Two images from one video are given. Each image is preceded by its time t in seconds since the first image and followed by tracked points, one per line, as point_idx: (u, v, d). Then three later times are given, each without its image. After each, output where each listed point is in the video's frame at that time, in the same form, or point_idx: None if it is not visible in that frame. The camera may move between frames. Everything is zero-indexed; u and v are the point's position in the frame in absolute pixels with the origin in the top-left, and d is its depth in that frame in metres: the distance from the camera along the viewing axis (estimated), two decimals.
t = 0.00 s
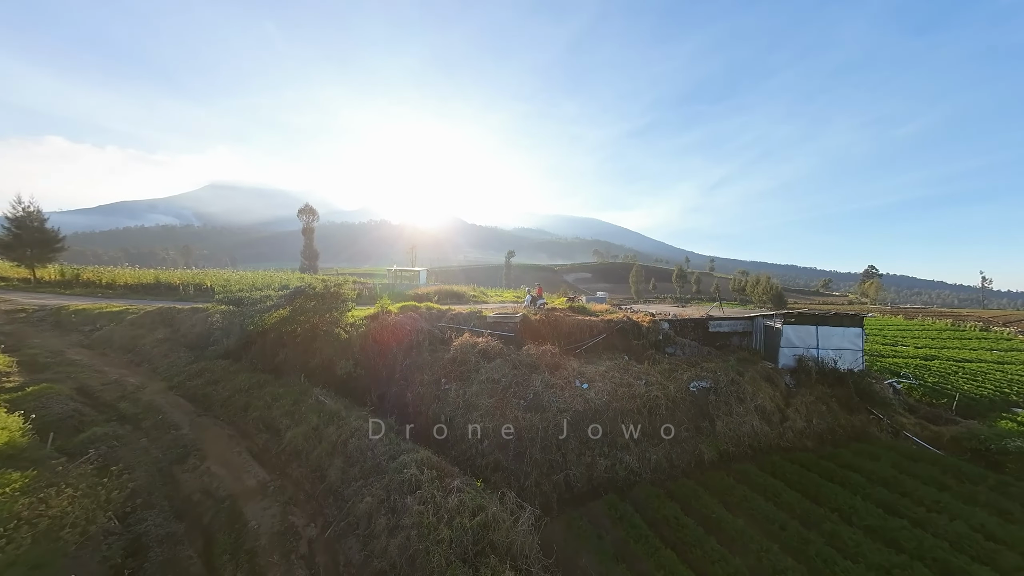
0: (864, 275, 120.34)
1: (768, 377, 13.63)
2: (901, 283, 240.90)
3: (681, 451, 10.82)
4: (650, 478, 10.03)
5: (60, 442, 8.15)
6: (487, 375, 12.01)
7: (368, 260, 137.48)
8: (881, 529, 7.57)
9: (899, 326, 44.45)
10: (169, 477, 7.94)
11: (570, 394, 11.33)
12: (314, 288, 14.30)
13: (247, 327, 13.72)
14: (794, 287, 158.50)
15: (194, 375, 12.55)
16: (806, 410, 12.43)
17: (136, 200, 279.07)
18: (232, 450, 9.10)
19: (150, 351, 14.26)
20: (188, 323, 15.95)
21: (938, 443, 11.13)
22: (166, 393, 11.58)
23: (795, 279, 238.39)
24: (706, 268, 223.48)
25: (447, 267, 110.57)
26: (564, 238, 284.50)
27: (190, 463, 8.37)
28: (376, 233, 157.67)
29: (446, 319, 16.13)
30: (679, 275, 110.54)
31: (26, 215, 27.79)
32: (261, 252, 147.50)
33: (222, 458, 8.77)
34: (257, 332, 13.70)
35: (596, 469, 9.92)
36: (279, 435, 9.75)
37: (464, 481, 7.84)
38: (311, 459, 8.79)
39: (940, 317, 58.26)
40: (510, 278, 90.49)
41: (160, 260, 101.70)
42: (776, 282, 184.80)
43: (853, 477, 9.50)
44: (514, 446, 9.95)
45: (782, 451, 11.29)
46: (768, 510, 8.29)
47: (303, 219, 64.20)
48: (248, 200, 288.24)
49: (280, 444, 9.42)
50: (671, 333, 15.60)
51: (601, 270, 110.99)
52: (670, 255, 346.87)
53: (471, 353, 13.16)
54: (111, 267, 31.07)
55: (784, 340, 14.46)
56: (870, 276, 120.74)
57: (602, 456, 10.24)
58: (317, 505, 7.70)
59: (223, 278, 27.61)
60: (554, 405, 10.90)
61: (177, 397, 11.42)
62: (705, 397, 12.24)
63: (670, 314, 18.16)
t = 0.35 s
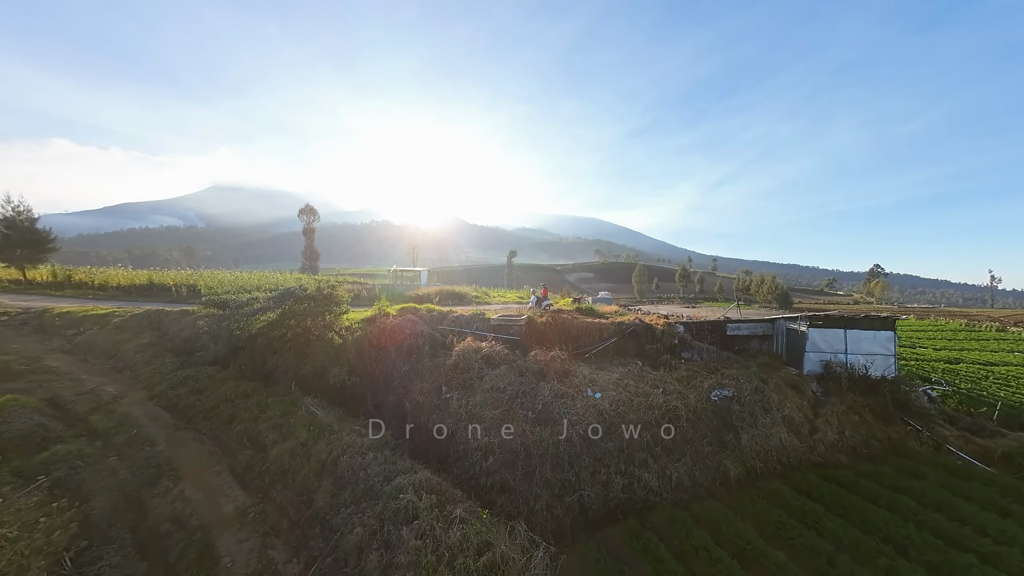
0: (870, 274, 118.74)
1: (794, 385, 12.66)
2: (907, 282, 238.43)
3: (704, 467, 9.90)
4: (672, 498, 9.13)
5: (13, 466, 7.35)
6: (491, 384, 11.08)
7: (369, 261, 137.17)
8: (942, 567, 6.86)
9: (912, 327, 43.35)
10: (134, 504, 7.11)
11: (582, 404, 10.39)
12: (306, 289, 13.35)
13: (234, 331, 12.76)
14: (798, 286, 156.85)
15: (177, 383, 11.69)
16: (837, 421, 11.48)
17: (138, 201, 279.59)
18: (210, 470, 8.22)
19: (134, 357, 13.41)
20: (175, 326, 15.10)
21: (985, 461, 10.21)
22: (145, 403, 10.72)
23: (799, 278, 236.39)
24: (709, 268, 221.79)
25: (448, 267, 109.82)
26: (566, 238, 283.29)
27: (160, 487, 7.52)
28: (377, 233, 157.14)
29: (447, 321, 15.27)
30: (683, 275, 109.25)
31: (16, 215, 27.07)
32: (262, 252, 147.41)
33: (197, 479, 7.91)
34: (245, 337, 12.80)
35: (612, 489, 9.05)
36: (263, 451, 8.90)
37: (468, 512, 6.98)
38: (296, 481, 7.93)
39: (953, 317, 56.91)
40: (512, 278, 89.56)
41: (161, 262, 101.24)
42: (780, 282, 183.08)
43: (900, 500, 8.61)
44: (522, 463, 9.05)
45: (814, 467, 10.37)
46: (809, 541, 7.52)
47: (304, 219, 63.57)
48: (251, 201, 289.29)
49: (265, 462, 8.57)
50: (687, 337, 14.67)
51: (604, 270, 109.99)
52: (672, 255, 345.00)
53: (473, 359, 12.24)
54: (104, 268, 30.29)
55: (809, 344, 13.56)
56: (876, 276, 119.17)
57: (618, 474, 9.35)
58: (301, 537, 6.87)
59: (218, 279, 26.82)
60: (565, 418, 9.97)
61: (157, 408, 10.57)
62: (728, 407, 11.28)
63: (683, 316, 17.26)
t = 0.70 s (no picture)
0: (876, 273, 117.26)
1: (822, 395, 11.73)
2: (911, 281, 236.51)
3: (731, 488, 8.97)
4: (697, 524, 8.21)
5: None
6: (495, 394, 10.15)
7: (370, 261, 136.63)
8: None
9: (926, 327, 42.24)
10: (88, 541, 6.22)
11: (595, 418, 9.45)
12: (295, 291, 12.41)
13: (217, 337, 11.84)
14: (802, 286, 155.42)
15: (155, 393, 10.79)
16: (872, 435, 10.54)
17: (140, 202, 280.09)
18: (181, 495, 7.34)
19: (112, 364, 12.51)
20: (159, 331, 14.21)
21: None
22: (118, 416, 9.83)
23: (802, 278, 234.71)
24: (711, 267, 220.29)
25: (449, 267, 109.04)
26: (567, 238, 282.40)
27: (120, 520, 6.63)
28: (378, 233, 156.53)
29: (448, 325, 14.35)
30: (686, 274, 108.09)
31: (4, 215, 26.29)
32: (262, 253, 147.00)
33: (164, 508, 7.01)
34: (227, 342, 11.83)
35: (631, 514, 8.13)
36: (242, 472, 7.99)
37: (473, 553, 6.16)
38: (276, 509, 7.03)
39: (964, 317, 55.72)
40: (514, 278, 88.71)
41: (162, 263, 100.90)
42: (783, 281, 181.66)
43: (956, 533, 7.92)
44: (530, 485, 8.14)
45: (850, 487, 9.44)
46: None
47: (304, 219, 62.87)
48: (252, 202, 289.65)
49: (243, 485, 7.67)
50: (704, 342, 13.77)
51: (606, 270, 108.92)
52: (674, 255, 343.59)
53: (475, 366, 11.32)
54: (96, 269, 29.56)
55: (836, 350, 12.64)
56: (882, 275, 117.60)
57: (637, 496, 8.42)
58: None
59: (211, 280, 25.95)
60: (577, 434, 9.06)
61: (130, 422, 9.67)
62: (754, 419, 10.34)
63: (697, 319, 16.32)
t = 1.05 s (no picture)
0: (881, 273, 116.00)
1: (853, 408, 10.83)
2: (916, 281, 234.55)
3: (763, 515, 8.01)
4: (728, 559, 7.29)
5: None
6: (498, 409, 9.22)
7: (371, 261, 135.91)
8: None
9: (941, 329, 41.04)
10: None
11: (610, 436, 8.52)
12: (281, 295, 11.51)
13: (196, 345, 10.90)
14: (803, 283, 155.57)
15: (128, 407, 9.87)
16: (912, 454, 9.63)
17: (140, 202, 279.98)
18: (142, 533, 6.48)
19: (85, 374, 11.58)
20: (139, 337, 13.29)
21: None
22: (84, 434, 8.92)
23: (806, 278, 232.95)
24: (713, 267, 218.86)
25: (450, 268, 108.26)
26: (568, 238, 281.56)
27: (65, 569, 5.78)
28: (378, 233, 155.88)
29: (447, 330, 13.44)
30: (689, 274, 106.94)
31: None
32: (263, 254, 146.48)
33: (120, 552, 6.17)
34: (206, 350, 10.85)
35: (653, 548, 7.22)
36: (216, 500, 7.09)
37: None
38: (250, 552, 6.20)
39: (976, 317, 54.48)
40: (515, 279, 87.76)
41: (162, 264, 100.49)
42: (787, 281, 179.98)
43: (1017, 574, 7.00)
44: (539, 516, 7.25)
45: (893, 514, 8.52)
46: None
47: (304, 219, 62.08)
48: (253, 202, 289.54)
49: (213, 518, 6.78)
50: (723, 349, 12.87)
51: (608, 270, 107.85)
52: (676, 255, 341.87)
53: (477, 377, 10.41)
54: (87, 270, 28.73)
55: (866, 358, 11.73)
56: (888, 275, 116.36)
57: (659, 527, 7.49)
58: None
59: (204, 283, 25.07)
60: (590, 456, 8.14)
61: (96, 440, 8.76)
62: (784, 437, 9.39)
63: (712, 324, 15.38)
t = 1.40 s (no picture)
0: (886, 273, 114.96)
1: (887, 423, 10.00)
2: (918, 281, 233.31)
3: (799, 548, 7.15)
4: None
5: None
6: (501, 428, 8.41)
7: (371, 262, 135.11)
8: None
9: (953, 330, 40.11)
10: None
11: (625, 458, 7.70)
12: (264, 300, 10.63)
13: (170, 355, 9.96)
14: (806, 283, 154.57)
15: (97, 423, 9.03)
16: (952, 476, 8.87)
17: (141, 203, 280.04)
18: None
19: (55, 385, 10.72)
20: (118, 344, 12.43)
21: None
22: (44, 455, 8.09)
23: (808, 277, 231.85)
24: (715, 267, 217.97)
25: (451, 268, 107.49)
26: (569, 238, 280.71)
27: None
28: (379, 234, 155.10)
29: (447, 334, 12.58)
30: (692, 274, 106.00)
31: None
32: (263, 254, 145.87)
33: None
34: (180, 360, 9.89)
35: None
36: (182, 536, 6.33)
37: None
38: None
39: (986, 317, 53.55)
40: (517, 279, 86.95)
41: (162, 265, 100.01)
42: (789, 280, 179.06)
43: None
44: (548, 555, 6.62)
45: (939, 546, 7.71)
46: None
47: (303, 219, 61.28)
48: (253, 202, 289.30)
49: (176, 560, 6.01)
50: (742, 358, 12.00)
51: (610, 270, 106.98)
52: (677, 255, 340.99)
53: (477, 390, 9.54)
54: (77, 272, 27.92)
55: (897, 369, 10.99)
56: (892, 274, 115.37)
57: (683, 563, 6.70)
58: None
59: (196, 285, 24.23)
60: (604, 483, 7.34)
61: (57, 463, 7.93)
62: (816, 458, 8.53)
63: (726, 329, 14.55)
